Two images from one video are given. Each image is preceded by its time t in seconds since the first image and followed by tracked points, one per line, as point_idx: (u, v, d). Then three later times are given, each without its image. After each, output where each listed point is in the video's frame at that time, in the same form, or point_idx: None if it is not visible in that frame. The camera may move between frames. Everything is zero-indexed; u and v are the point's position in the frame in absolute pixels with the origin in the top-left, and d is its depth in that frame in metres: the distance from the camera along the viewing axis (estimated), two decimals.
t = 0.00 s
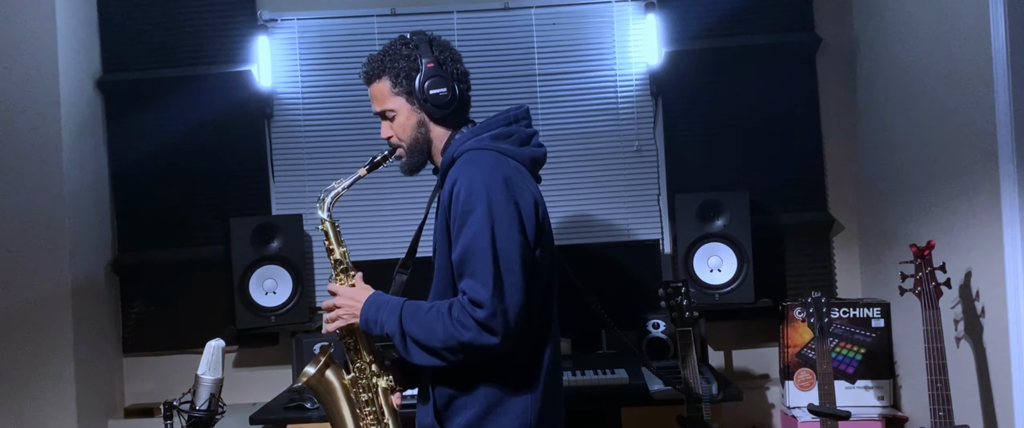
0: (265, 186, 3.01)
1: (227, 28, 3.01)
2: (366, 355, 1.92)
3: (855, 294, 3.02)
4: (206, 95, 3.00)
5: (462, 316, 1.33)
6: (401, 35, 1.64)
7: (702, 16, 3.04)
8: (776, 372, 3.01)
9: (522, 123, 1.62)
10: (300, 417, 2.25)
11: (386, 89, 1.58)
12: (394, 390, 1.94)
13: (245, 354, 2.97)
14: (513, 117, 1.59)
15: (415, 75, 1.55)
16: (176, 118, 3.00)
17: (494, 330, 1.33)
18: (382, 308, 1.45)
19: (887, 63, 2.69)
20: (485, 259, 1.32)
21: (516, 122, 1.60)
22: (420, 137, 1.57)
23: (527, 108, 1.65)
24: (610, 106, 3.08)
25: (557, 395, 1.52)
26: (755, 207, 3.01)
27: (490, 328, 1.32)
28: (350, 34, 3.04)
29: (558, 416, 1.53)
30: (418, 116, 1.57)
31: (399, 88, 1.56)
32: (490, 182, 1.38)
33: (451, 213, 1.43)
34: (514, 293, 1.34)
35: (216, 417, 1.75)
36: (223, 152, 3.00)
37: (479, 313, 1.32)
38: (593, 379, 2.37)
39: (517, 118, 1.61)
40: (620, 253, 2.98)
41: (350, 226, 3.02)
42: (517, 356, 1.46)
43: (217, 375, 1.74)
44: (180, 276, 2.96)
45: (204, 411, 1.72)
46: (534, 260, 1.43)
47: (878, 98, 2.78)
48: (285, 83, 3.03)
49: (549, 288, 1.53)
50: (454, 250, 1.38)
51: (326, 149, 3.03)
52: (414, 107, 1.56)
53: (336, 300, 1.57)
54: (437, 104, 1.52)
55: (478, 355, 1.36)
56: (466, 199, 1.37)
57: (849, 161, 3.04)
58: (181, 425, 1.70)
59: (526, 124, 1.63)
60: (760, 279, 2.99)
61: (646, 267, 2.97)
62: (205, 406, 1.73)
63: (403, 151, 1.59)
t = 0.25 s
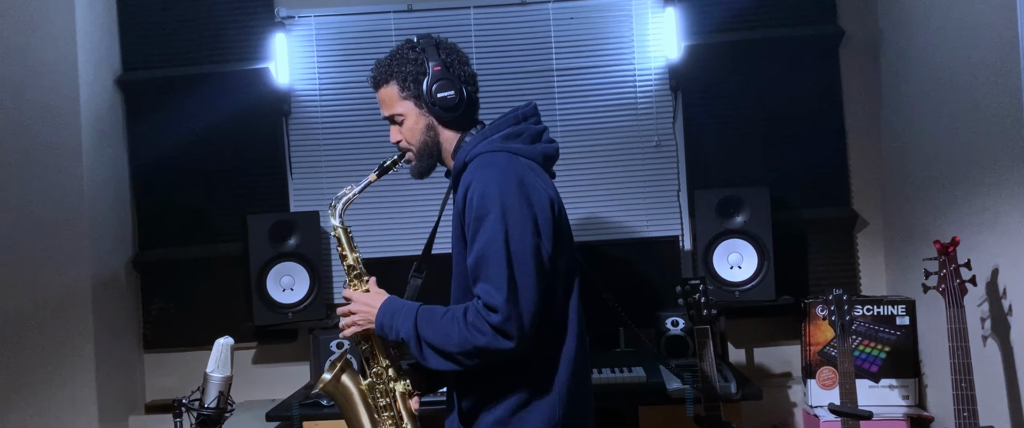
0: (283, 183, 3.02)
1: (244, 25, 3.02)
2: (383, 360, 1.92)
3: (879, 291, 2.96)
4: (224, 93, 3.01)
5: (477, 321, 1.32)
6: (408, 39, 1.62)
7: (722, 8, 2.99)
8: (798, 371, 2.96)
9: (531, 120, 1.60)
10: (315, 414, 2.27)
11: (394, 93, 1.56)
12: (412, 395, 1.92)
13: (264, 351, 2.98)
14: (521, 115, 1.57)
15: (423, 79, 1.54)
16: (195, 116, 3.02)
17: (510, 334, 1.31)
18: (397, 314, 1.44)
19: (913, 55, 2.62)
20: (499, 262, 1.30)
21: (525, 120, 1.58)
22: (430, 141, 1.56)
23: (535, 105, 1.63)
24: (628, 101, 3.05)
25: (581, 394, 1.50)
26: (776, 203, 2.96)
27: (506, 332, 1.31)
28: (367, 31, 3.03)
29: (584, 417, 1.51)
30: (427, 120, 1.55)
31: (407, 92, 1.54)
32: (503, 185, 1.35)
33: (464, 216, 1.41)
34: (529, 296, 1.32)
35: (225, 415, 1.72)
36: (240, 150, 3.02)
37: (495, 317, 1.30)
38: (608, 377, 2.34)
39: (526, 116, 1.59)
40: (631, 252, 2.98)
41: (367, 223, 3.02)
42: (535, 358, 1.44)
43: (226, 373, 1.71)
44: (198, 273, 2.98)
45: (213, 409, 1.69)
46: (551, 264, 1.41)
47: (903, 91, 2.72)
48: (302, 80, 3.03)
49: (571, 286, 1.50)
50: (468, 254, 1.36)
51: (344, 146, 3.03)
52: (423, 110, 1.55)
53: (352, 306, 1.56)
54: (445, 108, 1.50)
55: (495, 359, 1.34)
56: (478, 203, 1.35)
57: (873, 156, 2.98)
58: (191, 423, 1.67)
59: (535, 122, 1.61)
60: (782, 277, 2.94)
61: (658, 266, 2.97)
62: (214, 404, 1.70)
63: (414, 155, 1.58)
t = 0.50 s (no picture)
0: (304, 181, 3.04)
1: (267, 24, 3.03)
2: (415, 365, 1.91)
3: (907, 293, 2.90)
4: (247, 91, 3.03)
5: (506, 325, 1.31)
6: (427, 47, 1.61)
7: (746, 5, 2.95)
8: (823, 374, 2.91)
9: (552, 119, 1.58)
10: (336, 412, 2.29)
11: (415, 102, 1.56)
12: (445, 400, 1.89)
13: (286, 348, 3.00)
14: (542, 114, 1.55)
15: (441, 86, 1.52)
16: (218, 114, 3.04)
17: (540, 336, 1.30)
18: (427, 320, 1.44)
19: (943, 52, 2.56)
20: (525, 266, 1.29)
21: (546, 119, 1.57)
22: (452, 148, 1.55)
23: (553, 102, 1.61)
24: (651, 100, 3.01)
25: (614, 389, 1.49)
26: (801, 202, 2.92)
27: (535, 334, 1.29)
28: (389, 29, 3.04)
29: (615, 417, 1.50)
30: (449, 126, 1.54)
31: (428, 100, 1.53)
32: (528, 187, 1.34)
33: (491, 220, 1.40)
34: (556, 298, 1.31)
35: (240, 412, 1.67)
36: (263, 148, 3.04)
37: (523, 321, 1.29)
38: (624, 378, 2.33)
39: (547, 115, 1.57)
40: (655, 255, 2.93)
41: (388, 221, 3.02)
42: (567, 360, 1.43)
43: (241, 371, 1.65)
44: (221, 270, 3.01)
45: (228, 406, 1.63)
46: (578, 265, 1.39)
47: (932, 88, 2.66)
48: (324, 79, 3.05)
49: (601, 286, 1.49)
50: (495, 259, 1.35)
51: (366, 144, 3.04)
52: (444, 117, 1.54)
53: (382, 314, 1.57)
54: (465, 113, 1.49)
55: (526, 361, 1.33)
56: (503, 207, 1.34)
57: (902, 155, 2.92)
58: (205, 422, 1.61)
59: (556, 120, 1.59)
60: (806, 277, 2.89)
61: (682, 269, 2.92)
62: (228, 401, 1.65)
63: (437, 162, 1.57)
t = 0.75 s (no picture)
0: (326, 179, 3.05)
1: (290, 22, 3.05)
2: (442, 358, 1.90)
3: (936, 296, 2.84)
4: (270, 90, 3.06)
5: (532, 321, 1.31)
6: (462, 41, 1.61)
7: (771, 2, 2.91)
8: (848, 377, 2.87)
9: (585, 117, 1.57)
10: (355, 409, 2.30)
11: (448, 96, 1.56)
12: (468, 394, 1.90)
13: (308, 345, 3.02)
14: (574, 112, 1.54)
15: (475, 80, 1.53)
16: (242, 112, 3.07)
17: (565, 334, 1.29)
18: (452, 313, 1.44)
19: (974, 49, 2.50)
20: (552, 265, 1.28)
21: (578, 116, 1.55)
22: (484, 141, 1.55)
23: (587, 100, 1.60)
24: (675, 98, 2.99)
25: (637, 390, 1.47)
26: (826, 202, 2.87)
27: (561, 332, 1.29)
28: (412, 27, 3.04)
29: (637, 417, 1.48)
30: (481, 120, 1.54)
31: (461, 94, 1.54)
32: (556, 184, 1.33)
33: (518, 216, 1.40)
34: (582, 297, 1.30)
35: (255, 409, 1.74)
36: (285, 146, 3.06)
37: (549, 318, 1.28)
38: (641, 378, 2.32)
39: (579, 112, 1.56)
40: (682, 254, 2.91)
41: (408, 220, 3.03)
42: (591, 357, 1.42)
43: (256, 368, 1.71)
44: (244, 267, 3.04)
45: (243, 403, 1.70)
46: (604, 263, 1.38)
47: (963, 87, 2.60)
48: (347, 77, 3.06)
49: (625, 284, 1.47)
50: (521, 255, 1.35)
51: (388, 142, 3.05)
52: (477, 111, 1.54)
53: (409, 306, 1.57)
54: (500, 108, 1.49)
55: (551, 358, 1.33)
56: (531, 204, 1.34)
57: (931, 155, 2.86)
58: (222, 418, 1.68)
59: (588, 118, 1.58)
60: (831, 279, 2.85)
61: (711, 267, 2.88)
62: (244, 398, 1.71)
63: (469, 156, 1.58)
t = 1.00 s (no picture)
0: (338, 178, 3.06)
1: (303, 22, 3.06)
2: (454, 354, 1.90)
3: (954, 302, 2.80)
4: (283, 89, 3.06)
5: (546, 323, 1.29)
6: (486, 37, 1.60)
7: (788, 3, 2.87)
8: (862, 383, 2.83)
9: (607, 119, 1.56)
10: (364, 409, 2.30)
11: (470, 92, 1.55)
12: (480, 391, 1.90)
13: (319, 343, 3.02)
14: (596, 114, 1.53)
15: (499, 78, 1.51)
16: (256, 111, 3.08)
17: (580, 337, 1.27)
18: (467, 312, 1.43)
19: (995, 52, 2.46)
20: (569, 266, 1.27)
21: (601, 119, 1.54)
22: (504, 139, 1.53)
23: (610, 104, 1.58)
24: (690, 99, 2.97)
25: (649, 395, 1.46)
26: (842, 206, 2.83)
27: (575, 335, 1.27)
28: (427, 27, 3.03)
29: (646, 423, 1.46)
30: (503, 119, 1.53)
31: (483, 91, 1.52)
32: (574, 185, 1.32)
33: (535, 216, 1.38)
34: (598, 300, 1.29)
35: (258, 410, 1.71)
36: (298, 145, 3.06)
37: (563, 320, 1.27)
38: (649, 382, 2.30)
39: (601, 114, 1.54)
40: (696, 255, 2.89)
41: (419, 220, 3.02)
42: (603, 362, 1.40)
43: (259, 368, 1.69)
44: (256, 266, 3.05)
45: (246, 404, 1.67)
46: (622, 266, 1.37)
47: (983, 89, 2.55)
48: (360, 76, 3.06)
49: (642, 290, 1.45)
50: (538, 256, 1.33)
51: (400, 141, 3.05)
52: (499, 109, 1.52)
53: (422, 302, 1.57)
54: (521, 107, 1.47)
55: (564, 361, 1.31)
56: (549, 204, 1.32)
57: (950, 159, 2.81)
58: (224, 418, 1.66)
59: (611, 121, 1.57)
60: (847, 284, 2.81)
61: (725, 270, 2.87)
62: (246, 398, 1.68)
63: (488, 154, 1.57)
